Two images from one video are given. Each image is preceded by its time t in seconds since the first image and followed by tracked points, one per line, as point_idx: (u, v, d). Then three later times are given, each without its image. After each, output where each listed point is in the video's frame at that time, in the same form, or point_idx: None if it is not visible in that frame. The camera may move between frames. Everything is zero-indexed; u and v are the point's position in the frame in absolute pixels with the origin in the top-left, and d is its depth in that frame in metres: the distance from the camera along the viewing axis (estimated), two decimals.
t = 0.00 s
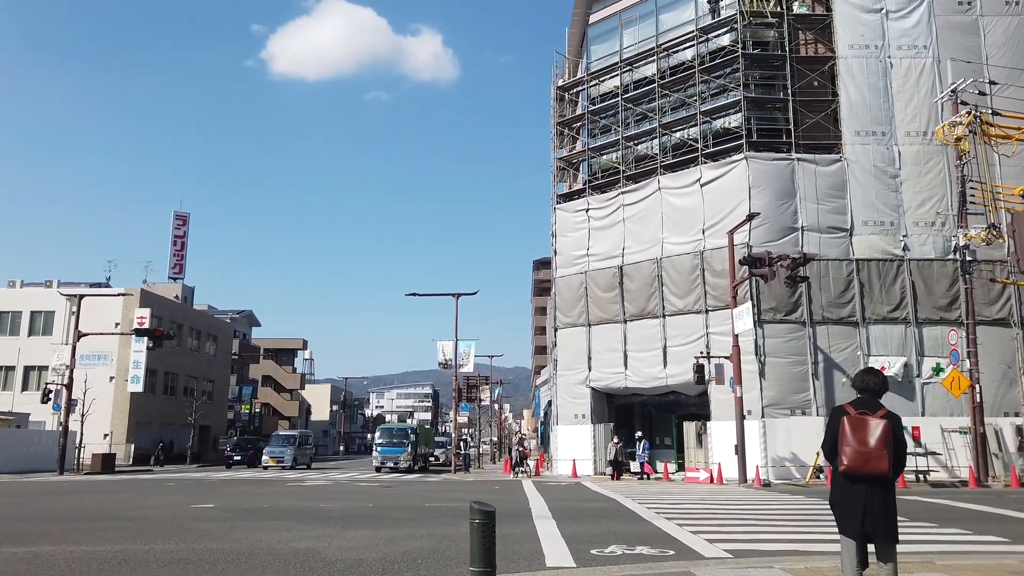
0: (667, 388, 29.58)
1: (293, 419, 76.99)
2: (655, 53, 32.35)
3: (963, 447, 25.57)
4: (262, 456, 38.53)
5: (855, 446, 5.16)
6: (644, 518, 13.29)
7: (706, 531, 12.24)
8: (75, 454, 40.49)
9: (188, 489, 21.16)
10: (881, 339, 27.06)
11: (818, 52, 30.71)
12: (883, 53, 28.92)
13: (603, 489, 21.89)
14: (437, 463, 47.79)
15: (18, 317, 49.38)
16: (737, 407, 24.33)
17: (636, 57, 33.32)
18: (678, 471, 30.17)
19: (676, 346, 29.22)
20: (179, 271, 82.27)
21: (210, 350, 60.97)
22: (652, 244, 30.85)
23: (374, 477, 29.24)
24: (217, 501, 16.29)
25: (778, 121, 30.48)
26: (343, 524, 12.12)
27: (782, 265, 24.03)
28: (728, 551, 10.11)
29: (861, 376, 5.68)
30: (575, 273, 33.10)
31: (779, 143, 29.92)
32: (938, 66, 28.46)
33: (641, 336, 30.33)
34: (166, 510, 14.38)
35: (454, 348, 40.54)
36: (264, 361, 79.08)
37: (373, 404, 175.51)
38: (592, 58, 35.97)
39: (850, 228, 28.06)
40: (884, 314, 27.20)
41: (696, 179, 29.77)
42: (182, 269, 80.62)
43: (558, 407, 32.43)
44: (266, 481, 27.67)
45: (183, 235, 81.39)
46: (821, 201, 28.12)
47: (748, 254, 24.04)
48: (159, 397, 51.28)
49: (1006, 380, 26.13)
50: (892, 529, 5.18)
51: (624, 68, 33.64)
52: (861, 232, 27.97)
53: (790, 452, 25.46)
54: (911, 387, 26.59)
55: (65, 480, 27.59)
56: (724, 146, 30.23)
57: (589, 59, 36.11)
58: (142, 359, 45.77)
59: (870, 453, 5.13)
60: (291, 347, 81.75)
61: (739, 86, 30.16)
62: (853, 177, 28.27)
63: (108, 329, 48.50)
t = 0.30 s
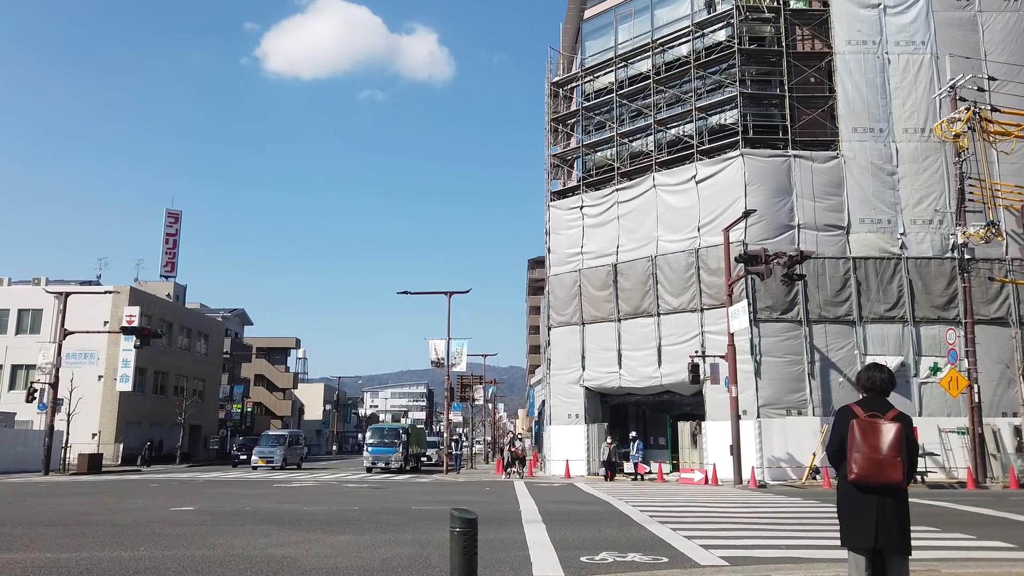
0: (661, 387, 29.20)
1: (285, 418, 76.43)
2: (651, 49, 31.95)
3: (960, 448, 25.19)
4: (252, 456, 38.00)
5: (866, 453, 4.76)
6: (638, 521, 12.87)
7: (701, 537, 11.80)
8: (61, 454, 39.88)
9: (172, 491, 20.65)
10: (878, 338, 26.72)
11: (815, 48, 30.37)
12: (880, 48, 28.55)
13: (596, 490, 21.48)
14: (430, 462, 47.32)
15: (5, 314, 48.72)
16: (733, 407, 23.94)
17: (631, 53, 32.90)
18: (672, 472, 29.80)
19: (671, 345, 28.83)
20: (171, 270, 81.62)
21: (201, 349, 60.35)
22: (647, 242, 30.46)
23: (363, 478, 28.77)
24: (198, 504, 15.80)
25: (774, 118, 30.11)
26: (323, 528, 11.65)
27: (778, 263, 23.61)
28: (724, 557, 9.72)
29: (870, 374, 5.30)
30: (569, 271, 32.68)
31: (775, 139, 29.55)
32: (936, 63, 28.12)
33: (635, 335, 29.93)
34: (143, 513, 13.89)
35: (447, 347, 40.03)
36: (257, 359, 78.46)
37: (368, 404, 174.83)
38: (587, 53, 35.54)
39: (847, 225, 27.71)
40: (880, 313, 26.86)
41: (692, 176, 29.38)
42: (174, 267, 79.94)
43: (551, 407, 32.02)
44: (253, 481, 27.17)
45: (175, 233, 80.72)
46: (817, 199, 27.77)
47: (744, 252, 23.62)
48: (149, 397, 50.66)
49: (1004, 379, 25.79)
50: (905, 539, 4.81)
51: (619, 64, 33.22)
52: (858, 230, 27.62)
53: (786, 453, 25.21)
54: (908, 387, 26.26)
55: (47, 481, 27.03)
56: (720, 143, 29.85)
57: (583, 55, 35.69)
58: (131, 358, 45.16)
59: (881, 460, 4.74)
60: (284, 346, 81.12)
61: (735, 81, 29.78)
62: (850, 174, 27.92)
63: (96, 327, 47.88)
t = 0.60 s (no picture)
0: (655, 387, 28.80)
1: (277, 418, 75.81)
2: (645, 44, 31.57)
3: (957, 448, 24.87)
4: (240, 456, 37.42)
5: (879, 455, 4.39)
6: (630, 525, 12.45)
7: (695, 541, 11.37)
8: (46, 455, 39.20)
9: (153, 493, 20.09)
10: (875, 336, 26.40)
11: (810, 43, 30.04)
12: (877, 43, 28.21)
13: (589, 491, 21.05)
14: (421, 462, 46.82)
15: None
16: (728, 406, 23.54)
17: (624, 48, 32.48)
18: (666, 472, 29.41)
19: (665, 343, 28.44)
20: (162, 268, 80.87)
21: (191, 348, 59.69)
22: (641, 239, 30.06)
23: (352, 479, 28.30)
24: (177, 506, 15.29)
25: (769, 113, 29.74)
26: (301, 532, 11.16)
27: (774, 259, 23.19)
28: (720, 563, 9.29)
29: (872, 368, 4.94)
30: (562, 269, 32.25)
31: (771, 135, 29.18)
32: (933, 58, 27.82)
33: (628, 334, 29.53)
34: (118, 516, 13.38)
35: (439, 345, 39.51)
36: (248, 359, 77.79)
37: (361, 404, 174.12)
38: (580, 49, 35.11)
39: (843, 222, 27.37)
40: (877, 311, 26.52)
41: (686, 172, 28.99)
42: (165, 266, 79.21)
43: (543, 407, 31.58)
44: (239, 482, 26.61)
45: (166, 232, 79.96)
46: (813, 195, 27.41)
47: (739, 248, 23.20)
48: (137, 396, 49.99)
49: (1002, 378, 25.48)
50: (919, 546, 4.47)
51: (612, 59, 32.80)
52: (854, 227, 27.29)
53: (781, 453, 24.94)
54: (904, 386, 25.94)
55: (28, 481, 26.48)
56: (714, 138, 29.47)
57: (577, 50, 35.25)
58: (119, 357, 44.56)
59: (896, 463, 4.37)
60: (276, 345, 80.47)
61: (730, 77, 29.41)
62: (847, 170, 27.58)
63: (84, 325, 47.20)
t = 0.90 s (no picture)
0: (655, 386, 28.39)
1: (273, 418, 75.39)
2: (644, 39, 31.17)
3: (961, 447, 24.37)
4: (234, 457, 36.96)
5: (901, 457, 3.96)
6: (630, 527, 12.04)
7: (697, 543, 10.96)
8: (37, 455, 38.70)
9: (141, 494, 19.62)
10: (877, 334, 26.03)
11: (811, 38, 29.68)
12: (879, 38, 27.84)
13: (586, 491, 20.64)
14: (418, 463, 46.37)
15: None
16: (728, 405, 23.14)
17: (623, 43, 32.09)
18: (665, 473, 29.03)
19: (664, 341, 28.03)
20: (158, 268, 80.36)
21: (186, 348, 59.21)
22: (639, 236, 29.66)
23: (347, 479, 27.90)
24: (162, 507, 14.86)
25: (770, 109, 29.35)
26: (287, 534, 10.74)
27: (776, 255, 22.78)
28: (723, 568, 8.89)
29: (888, 356, 4.49)
30: (560, 267, 31.83)
31: (771, 131, 28.78)
32: (936, 52, 27.45)
33: (627, 333, 29.12)
34: (101, 517, 12.93)
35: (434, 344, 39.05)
36: (245, 358, 77.35)
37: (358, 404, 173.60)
38: (578, 44, 34.69)
39: (845, 219, 27.00)
40: (879, 309, 26.17)
41: (686, 168, 28.60)
42: (161, 266, 78.70)
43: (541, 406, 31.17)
44: (231, 483, 26.14)
45: (162, 231, 79.41)
46: (815, 191, 27.03)
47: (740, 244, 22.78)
48: (131, 396, 49.51)
49: (1006, 377, 25.11)
50: (949, 550, 4.09)
51: (610, 54, 32.41)
52: (856, 224, 26.92)
53: (783, 452, 24.45)
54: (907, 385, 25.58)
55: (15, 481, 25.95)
56: (714, 134, 29.08)
57: (575, 46, 34.83)
58: (113, 356, 44.09)
59: (922, 464, 3.93)
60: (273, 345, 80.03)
61: (730, 72, 29.01)
62: (849, 166, 27.20)
63: (77, 324, 46.69)
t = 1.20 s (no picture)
0: (655, 385, 27.96)
1: (272, 417, 75.03)
2: (644, 34, 30.72)
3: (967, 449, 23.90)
4: (230, 457, 36.52)
5: (929, 467, 3.45)
6: (630, 532, 11.58)
7: (699, 550, 10.53)
8: (31, 455, 38.25)
9: (130, 496, 19.16)
10: (882, 334, 25.59)
11: (815, 33, 29.23)
12: (884, 32, 27.37)
13: (585, 493, 20.18)
14: (416, 463, 45.94)
15: None
16: (730, 406, 22.70)
17: (623, 38, 31.63)
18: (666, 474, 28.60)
19: (665, 341, 27.59)
20: (156, 267, 79.89)
21: (183, 347, 58.77)
22: (640, 233, 29.23)
23: (342, 481, 27.46)
24: (149, 510, 14.41)
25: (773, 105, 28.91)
26: (272, 540, 10.26)
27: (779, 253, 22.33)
28: None
29: (917, 354, 4.03)
30: (559, 265, 31.39)
31: (774, 127, 28.32)
32: (941, 47, 27.02)
33: (627, 332, 28.68)
34: (82, 522, 12.48)
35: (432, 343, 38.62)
36: (243, 358, 76.93)
37: (358, 404, 173.15)
38: (578, 39, 34.23)
39: (849, 216, 26.57)
40: (884, 308, 25.72)
41: (687, 164, 28.16)
42: (159, 265, 78.26)
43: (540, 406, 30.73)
44: (224, 484, 25.69)
45: (160, 230, 78.90)
46: (818, 188, 26.59)
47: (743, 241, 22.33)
48: (127, 396, 49.04)
49: (1013, 377, 24.66)
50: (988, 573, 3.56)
51: (611, 49, 31.95)
52: (860, 221, 26.49)
53: (785, 454, 23.99)
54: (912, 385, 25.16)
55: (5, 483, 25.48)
56: (716, 130, 28.64)
57: (575, 41, 34.37)
58: (108, 355, 43.63)
59: (951, 475, 3.43)
60: (271, 344, 79.55)
61: (732, 67, 28.57)
62: (853, 163, 26.75)
63: (72, 323, 46.23)
